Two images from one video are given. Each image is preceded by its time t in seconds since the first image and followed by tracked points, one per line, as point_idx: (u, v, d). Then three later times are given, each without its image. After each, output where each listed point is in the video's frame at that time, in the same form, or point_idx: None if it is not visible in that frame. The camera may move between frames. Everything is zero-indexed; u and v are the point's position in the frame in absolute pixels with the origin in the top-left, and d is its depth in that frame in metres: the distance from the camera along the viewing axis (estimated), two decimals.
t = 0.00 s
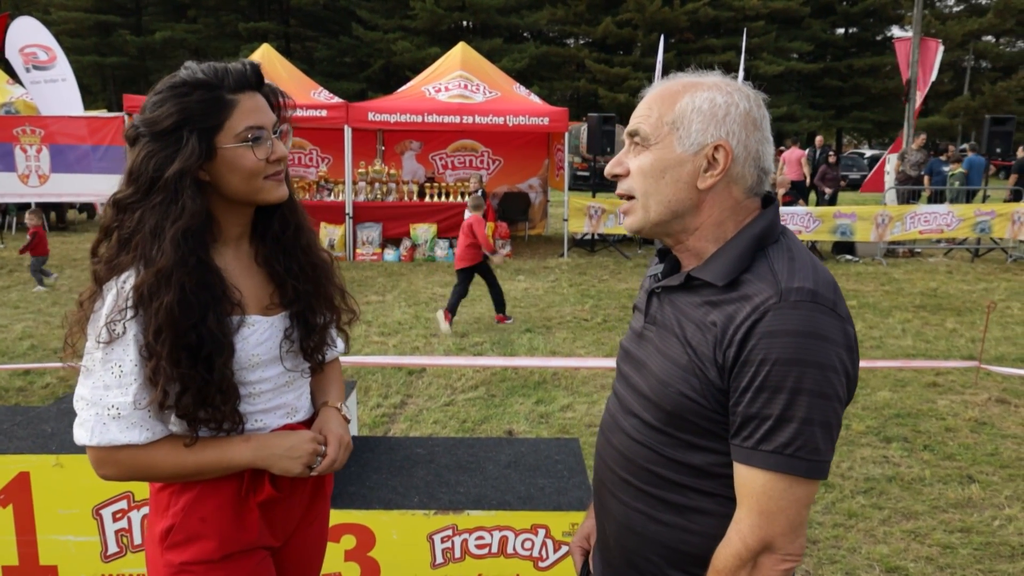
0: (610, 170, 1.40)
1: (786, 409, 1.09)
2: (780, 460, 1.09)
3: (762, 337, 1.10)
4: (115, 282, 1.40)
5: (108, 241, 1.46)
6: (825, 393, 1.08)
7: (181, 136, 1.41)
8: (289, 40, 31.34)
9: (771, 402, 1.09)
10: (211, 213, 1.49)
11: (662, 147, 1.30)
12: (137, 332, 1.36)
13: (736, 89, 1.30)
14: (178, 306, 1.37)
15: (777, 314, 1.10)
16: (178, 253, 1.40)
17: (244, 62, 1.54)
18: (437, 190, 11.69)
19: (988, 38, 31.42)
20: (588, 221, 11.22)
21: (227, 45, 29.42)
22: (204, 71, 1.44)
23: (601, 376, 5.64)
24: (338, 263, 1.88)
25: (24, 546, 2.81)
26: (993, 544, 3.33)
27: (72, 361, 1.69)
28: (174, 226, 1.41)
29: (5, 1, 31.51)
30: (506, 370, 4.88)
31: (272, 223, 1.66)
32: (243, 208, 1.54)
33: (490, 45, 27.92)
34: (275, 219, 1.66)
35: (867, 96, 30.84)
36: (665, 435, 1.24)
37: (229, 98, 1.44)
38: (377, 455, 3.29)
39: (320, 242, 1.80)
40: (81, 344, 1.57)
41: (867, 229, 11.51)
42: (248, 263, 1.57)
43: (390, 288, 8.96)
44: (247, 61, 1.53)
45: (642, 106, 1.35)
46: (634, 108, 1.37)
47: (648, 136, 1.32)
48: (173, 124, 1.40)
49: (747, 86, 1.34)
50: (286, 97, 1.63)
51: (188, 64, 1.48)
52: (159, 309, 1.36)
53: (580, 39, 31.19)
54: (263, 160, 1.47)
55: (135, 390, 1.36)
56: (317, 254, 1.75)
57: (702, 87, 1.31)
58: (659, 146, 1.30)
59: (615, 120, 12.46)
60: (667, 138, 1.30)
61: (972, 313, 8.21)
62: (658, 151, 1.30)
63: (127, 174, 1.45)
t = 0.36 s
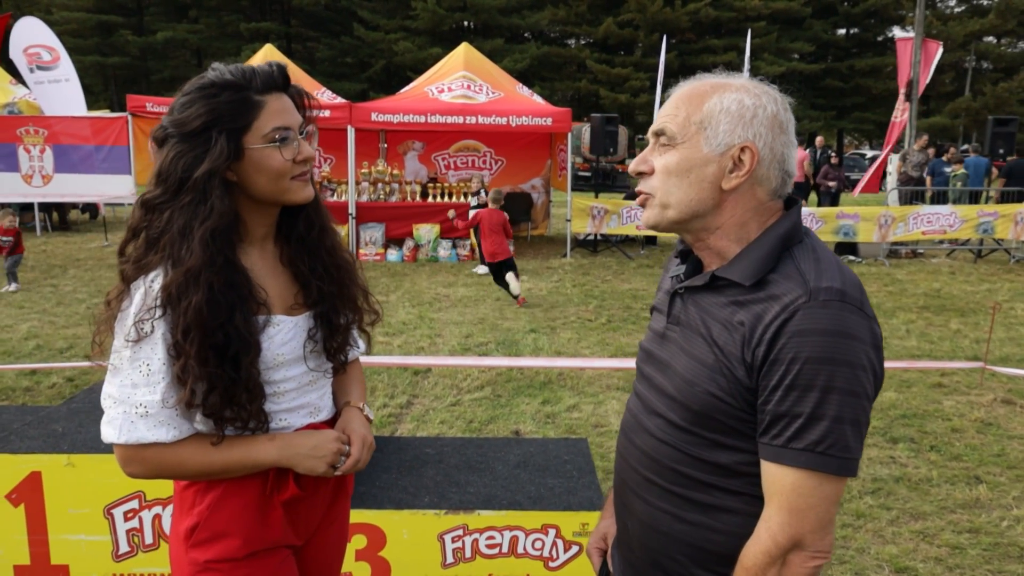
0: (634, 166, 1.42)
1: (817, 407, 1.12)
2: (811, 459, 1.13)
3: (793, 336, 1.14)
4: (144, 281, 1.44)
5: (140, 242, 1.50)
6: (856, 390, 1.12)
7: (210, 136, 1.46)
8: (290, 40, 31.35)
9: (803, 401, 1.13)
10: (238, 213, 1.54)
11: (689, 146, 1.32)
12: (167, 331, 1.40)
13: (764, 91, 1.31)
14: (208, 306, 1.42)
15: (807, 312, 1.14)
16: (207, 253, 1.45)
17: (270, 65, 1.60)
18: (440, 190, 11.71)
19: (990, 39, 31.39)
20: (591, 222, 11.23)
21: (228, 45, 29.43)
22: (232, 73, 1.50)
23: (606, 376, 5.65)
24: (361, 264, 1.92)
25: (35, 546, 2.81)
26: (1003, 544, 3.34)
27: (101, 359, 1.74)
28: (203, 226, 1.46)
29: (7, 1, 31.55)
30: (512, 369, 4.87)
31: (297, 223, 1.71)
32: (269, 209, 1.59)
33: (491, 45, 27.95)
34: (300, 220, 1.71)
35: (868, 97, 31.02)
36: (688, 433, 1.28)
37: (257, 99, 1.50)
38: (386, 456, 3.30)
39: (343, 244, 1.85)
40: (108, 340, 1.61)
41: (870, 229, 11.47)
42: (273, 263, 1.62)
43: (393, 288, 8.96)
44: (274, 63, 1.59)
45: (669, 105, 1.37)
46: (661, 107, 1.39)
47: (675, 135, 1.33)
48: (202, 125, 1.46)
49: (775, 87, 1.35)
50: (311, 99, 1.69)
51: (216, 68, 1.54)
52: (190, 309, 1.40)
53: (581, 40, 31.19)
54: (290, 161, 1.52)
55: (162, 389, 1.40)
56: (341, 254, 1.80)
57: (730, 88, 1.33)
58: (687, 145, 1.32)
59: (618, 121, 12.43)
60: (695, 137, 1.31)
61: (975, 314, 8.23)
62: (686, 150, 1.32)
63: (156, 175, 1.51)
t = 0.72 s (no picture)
0: (664, 168, 1.51)
1: (845, 408, 1.17)
2: (841, 459, 1.17)
3: (821, 337, 1.18)
4: (168, 277, 1.45)
5: (166, 238, 1.51)
6: (884, 391, 1.16)
7: (237, 133, 1.48)
8: (292, 39, 31.33)
9: (831, 402, 1.18)
10: (265, 210, 1.56)
11: (718, 150, 1.40)
12: (192, 327, 1.41)
13: (794, 96, 1.39)
14: (234, 303, 1.43)
15: (835, 314, 1.19)
16: (233, 249, 1.46)
17: (296, 62, 1.60)
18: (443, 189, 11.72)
19: (990, 43, 31.41)
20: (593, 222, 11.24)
21: (230, 43, 29.43)
22: (258, 69, 1.51)
23: (611, 376, 5.66)
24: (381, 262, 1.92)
25: (45, 542, 2.82)
26: (1007, 544, 3.35)
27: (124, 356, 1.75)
28: (229, 222, 1.47)
29: None
30: (517, 369, 4.88)
31: (320, 220, 1.72)
32: (293, 206, 1.60)
33: (494, 45, 27.97)
34: (323, 217, 1.72)
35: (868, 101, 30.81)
36: (713, 432, 1.35)
37: (283, 96, 1.51)
38: (395, 454, 3.31)
39: (365, 241, 1.87)
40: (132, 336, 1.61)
41: (871, 232, 11.49)
42: (296, 260, 1.64)
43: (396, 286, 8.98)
44: (299, 59, 1.59)
45: (700, 108, 1.45)
46: (692, 110, 1.47)
47: (705, 138, 1.42)
48: (229, 121, 1.47)
49: (806, 92, 1.42)
50: (334, 96, 1.70)
51: (241, 64, 1.54)
52: (216, 306, 1.41)
53: (583, 40, 31.20)
54: (315, 157, 1.53)
55: (187, 385, 1.41)
56: (363, 252, 1.81)
57: (760, 92, 1.40)
58: (715, 148, 1.40)
59: (621, 121, 12.47)
60: (724, 141, 1.39)
61: (977, 317, 8.25)
62: (715, 153, 1.40)
63: (182, 172, 1.52)
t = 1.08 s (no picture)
0: (681, 166, 1.51)
1: (868, 406, 1.16)
2: (863, 458, 1.16)
3: (842, 335, 1.18)
4: (174, 279, 1.42)
5: (171, 240, 1.49)
6: (906, 389, 1.16)
7: (243, 132, 1.46)
8: (286, 40, 31.28)
9: (853, 400, 1.17)
10: (271, 211, 1.54)
11: (736, 146, 1.40)
12: (198, 329, 1.38)
13: (813, 91, 1.39)
14: (242, 306, 1.40)
15: (856, 311, 1.18)
16: (240, 250, 1.44)
17: (301, 59, 1.58)
18: (440, 190, 11.71)
19: (983, 41, 31.52)
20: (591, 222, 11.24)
21: (224, 45, 29.40)
22: (263, 67, 1.49)
23: (611, 376, 5.65)
24: (389, 262, 1.90)
25: (47, 548, 2.80)
26: (1011, 539, 3.35)
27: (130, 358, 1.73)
28: (236, 223, 1.45)
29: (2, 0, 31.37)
30: (518, 369, 4.86)
31: (327, 219, 1.70)
32: (299, 205, 1.59)
33: (488, 45, 27.98)
34: (329, 216, 1.70)
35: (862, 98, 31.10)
36: (730, 430, 1.34)
37: (289, 94, 1.49)
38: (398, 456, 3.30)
39: (372, 239, 1.85)
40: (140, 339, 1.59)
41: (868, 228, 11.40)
42: (303, 260, 1.61)
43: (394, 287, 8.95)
44: (304, 57, 1.57)
45: (718, 104, 1.45)
46: (709, 107, 1.47)
47: (722, 135, 1.42)
48: (235, 120, 1.45)
49: (824, 87, 1.42)
50: (338, 93, 1.68)
51: (245, 62, 1.52)
52: (223, 308, 1.39)
53: (577, 40, 31.25)
54: (322, 155, 1.52)
55: (195, 389, 1.38)
56: (369, 251, 1.79)
57: (779, 87, 1.40)
58: (734, 144, 1.40)
59: (618, 121, 12.45)
60: (742, 137, 1.39)
61: (974, 312, 8.26)
62: (733, 150, 1.40)
63: (187, 172, 1.50)
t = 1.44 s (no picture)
0: (644, 160, 1.52)
1: (829, 398, 1.18)
2: (825, 448, 1.19)
3: (805, 327, 1.20)
4: (130, 276, 1.38)
5: (127, 235, 1.44)
6: (867, 379, 1.18)
7: (202, 125, 1.42)
8: (240, 38, 30.78)
9: (815, 391, 1.19)
10: (231, 206, 1.50)
11: (699, 140, 1.41)
12: (157, 328, 1.34)
13: (774, 85, 1.41)
14: (201, 304, 1.37)
15: (818, 304, 1.20)
16: (199, 247, 1.40)
17: (261, 51, 1.55)
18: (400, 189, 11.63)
19: (929, 43, 32.42)
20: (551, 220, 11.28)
21: (176, 42, 28.86)
22: (222, 59, 1.45)
23: (572, 373, 5.67)
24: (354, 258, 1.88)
25: None
26: (962, 526, 3.45)
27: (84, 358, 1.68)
28: (195, 218, 1.41)
29: None
30: (481, 367, 4.86)
31: (289, 215, 1.67)
32: (259, 200, 1.55)
33: (447, 44, 27.89)
34: (291, 212, 1.67)
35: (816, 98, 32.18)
36: (696, 422, 1.35)
37: (249, 88, 1.46)
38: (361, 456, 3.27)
39: (334, 235, 1.82)
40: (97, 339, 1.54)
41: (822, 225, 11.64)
42: (264, 256, 1.58)
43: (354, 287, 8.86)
44: (264, 49, 1.54)
45: (681, 99, 1.47)
46: (672, 101, 1.48)
47: (685, 129, 1.43)
48: (193, 113, 1.41)
49: (784, 82, 1.44)
50: (299, 86, 1.65)
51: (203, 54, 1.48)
52: (182, 306, 1.35)
53: (535, 40, 31.36)
54: (283, 150, 1.49)
55: (152, 388, 1.34)
56: (333, 248, 1.76)
57: (741, 81, 1.42)
58: (697, 139, 1.41)
59: (578, 120, 12.50)
60: (705, 131, 1.41)
61: (924, 307, 8.49)
62: (696, 144, 1.41)
63: (143, 167, 1.45)
